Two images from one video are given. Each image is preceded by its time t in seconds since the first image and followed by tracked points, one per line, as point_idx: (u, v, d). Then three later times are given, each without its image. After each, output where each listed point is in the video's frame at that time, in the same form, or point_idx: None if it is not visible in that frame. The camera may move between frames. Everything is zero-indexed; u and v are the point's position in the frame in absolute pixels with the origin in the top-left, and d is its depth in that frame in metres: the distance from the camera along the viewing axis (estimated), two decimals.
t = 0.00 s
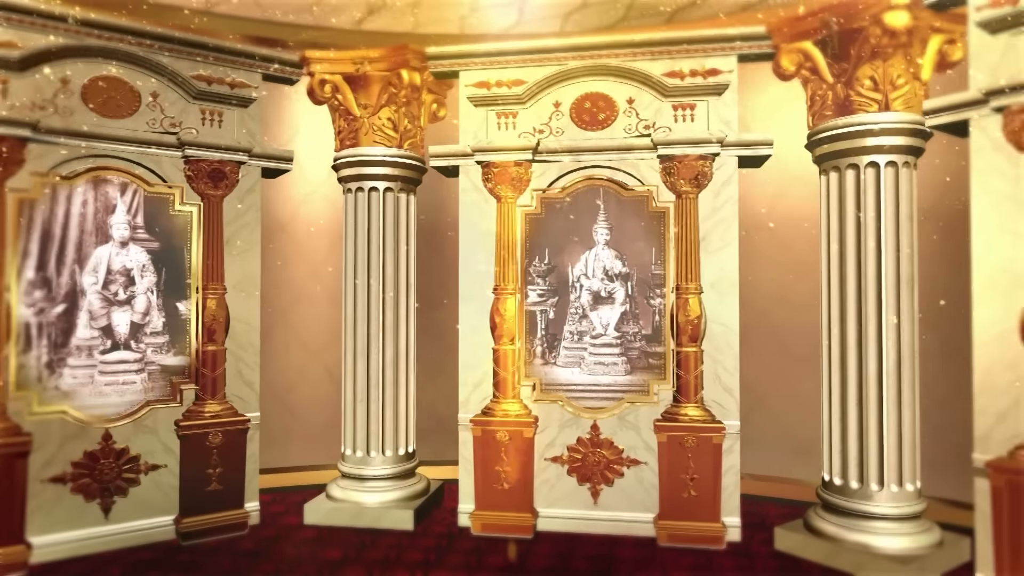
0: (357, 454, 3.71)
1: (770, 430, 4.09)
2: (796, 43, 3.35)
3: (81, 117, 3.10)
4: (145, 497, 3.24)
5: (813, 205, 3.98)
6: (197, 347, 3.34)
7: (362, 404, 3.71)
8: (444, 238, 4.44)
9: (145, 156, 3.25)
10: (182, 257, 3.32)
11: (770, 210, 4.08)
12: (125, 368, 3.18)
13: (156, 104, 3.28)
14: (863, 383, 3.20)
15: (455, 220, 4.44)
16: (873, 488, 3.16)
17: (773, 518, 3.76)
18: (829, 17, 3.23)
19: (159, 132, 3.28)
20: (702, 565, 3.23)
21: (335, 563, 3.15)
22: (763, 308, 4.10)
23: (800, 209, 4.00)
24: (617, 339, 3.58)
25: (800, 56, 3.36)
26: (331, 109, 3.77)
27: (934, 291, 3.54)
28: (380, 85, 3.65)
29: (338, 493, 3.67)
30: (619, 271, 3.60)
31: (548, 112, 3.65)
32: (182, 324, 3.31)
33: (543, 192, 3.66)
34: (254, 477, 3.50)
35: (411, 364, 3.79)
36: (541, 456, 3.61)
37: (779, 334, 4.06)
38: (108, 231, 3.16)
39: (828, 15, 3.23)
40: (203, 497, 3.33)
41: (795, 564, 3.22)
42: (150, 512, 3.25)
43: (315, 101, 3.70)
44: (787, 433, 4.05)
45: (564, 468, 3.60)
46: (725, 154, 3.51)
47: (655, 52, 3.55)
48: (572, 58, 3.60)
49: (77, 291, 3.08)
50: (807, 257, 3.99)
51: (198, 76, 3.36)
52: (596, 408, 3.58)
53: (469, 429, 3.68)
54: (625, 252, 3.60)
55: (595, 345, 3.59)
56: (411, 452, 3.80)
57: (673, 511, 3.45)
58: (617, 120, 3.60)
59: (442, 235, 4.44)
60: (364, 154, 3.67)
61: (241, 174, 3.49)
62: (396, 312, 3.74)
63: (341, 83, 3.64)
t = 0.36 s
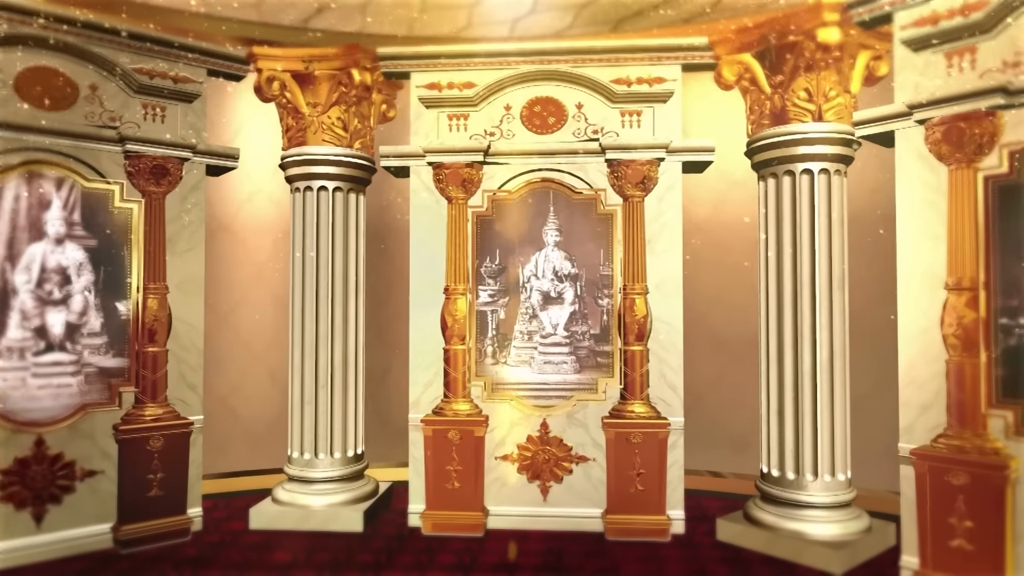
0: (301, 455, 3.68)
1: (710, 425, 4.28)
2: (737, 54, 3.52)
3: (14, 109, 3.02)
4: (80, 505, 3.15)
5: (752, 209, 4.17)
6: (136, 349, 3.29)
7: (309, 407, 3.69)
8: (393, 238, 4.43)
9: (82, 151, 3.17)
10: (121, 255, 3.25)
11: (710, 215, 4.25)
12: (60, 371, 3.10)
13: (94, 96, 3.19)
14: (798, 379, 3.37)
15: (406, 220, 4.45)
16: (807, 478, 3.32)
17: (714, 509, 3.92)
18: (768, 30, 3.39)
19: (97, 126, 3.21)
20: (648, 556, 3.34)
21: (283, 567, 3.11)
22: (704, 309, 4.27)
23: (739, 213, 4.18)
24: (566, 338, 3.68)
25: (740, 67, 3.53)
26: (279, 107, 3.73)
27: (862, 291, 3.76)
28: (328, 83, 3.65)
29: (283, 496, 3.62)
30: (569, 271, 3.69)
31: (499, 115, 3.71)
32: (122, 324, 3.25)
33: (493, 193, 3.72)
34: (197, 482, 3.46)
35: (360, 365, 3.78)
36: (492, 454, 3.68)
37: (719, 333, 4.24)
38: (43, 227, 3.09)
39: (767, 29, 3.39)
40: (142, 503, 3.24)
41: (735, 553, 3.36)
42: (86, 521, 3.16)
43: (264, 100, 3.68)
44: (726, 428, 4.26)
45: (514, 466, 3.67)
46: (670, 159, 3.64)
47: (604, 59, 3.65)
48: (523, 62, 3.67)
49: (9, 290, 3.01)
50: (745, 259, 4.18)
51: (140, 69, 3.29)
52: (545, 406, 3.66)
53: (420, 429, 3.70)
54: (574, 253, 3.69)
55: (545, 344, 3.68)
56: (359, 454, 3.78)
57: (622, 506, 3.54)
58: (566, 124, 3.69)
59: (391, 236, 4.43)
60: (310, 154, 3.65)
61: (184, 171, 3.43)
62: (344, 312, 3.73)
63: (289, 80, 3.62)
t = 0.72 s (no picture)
0: (244, 459, 3.63)
1: (655, 423, 4.42)
2: (683, 64, 3.67)
3: None
4: (10, 514, 3.04)
5: (693, 215, 4.34)
6: (73, 350, 3.21)
7: (256, 409, 3.64)
8: (343, 240, 4.40)
9: (15, 143, 3.06)
10: (58, 251, 3.17)
11: (652, 220, 4.41)
12: None
13: (29, 87, 3.09)
14: (739, 375, 3.52)
15: (356, 222, 4.43)
16: (747, 471, 3.47)
17: (659, 504, 4.04)
18: (711, 42, 3.55)
19: (32, 118, 3.10)
20: (597, 551, 3.41)
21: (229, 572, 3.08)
22: (647, 311, 4.41)
23: (681, 219, 4.35)
24: (517, 338, 3.73)
25: (685, 77, 3.68)
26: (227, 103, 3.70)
27: (798, 293, 3.96)
28: (278, 81, 3.65)
29: (227, 500, 3.58)
30: (520, 273, 3.75)
31: (452, 117, 3.75)
32: (58, 325, 3.17)
33: (445, 194, 3.75)
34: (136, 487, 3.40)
35: (308, 365, 3.76)
36: (442, 454, 3.70)
37: (664, 334, 4.39)
38: None
39: (709, 41, 3.55)
40: (80, 510, 3.17)
41: (679, 545, 3.48)
42: (17, 530, 3.05)
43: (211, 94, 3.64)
44: (671, 425, 4.40)
45: (465, 465, 3.71)
46: (618, 164, 3.75)
47: (555, 64, 3.74)
48: (476, 66, 3.73)
49: None
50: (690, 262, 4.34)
51: (80, 61, 3.21)
52: (496, 405, 3.72)
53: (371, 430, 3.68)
54: (526, 255, 3.76)
55: (495, 344, 3.73)
56: (307, 457, 3.76)
57: (572, 502, 3.61)
58: (518, 128, 3.75)
59: (340, 237, 4.40)
60: (254, 152, 3.62)
61: (126, 167, 3.38)
62: (293, 312, 3.71)
63: (236, 76, 3.61)
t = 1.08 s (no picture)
0: (188, 464, 3.58)
1: (605, 422, 4.52)
2: (632, 72, 3.76)
3: None
4: None
5: (640, 219, 4.47)
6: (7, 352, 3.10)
7: (202, 412, 3.60)
8: (293, 241, 4.35)
9: None
10: None
11: (601, 224, 4.52)
12: None
13: None
14: (685, 373, 3.64)
15: (309, 222, 4.38)
16: (691, 466, 3.59)
17: (608, 501, 4.14)
18: (659, 52, 3.68)
19: None
20: (549, 547, 3.47)
21: None
22: (596, 312, 4.52)
23: (629, 223, 4.47)
24: (470, 339, 3.77)
25: (633, 85, 3.78)
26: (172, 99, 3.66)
27: (740, 295, 4.12)
28: (226, 77, 3.63)
29: (170, 506, 3.52)
30: (473, 274, 3.78)
31: (405, 118, 3.76)
32: None
33: (398, 196, 3.76)
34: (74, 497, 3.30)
35: (257, 367, 3.74)
36: (395, 455, 3.70)
37: (613, 334, 4.50)
38: None
39: (657, 50, 3.69)
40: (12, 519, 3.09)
41: (628, 539, 3.58)
42: None
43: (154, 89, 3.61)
44: (619, 424, 4.50)
45: (417, 465, 3.71)
46: (570, 168, 3.83)
47: (508, 69, 3.79)
48: (430, 68, 3.76)
49: None
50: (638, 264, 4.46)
51: (15, 52, 3.17)
52: (449, 405, 3.75)
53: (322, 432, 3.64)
54: (478, 256, 3.79)
55: (449, 344, 3.75)
56: (255, 461, 3.75)
57: (523, 500, 3.67)
58: (471, 130, 3.79)
59: (290, 238, 4.35)
60: (202, 149, 3.60)
61: (65, 162, 3.31)
62: (241, 313, 3.69)
63: (182, 71, 3.58)
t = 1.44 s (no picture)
0: (133, 469, 3.52)
1: (558, 421, 4.59)
2: (585, 79, 3.86)
3: None
4: None
5: (591, 222, 4.58)
6: None
7: (147, 415, 3.54)
8: (244, 241, 4.28)
9: None
10: None
11: (554, 227, 4.60)
12: None
13: None
14: (636, 372, 3.74)
15: (262, 222, 4.33)
16: (641, 462, 3.68)
17: (560, 500, 4.22)
18: (610, 59, 3.78)
19: None
20: (504, 544, 3.52)
21: None
22: (549, 314, 4.60)
23: (581, 226, 4.57)
24: (425, 339, 3.78)
25: (586, 91, 3.88)
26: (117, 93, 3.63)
27: (688, 297, 4.26)
28: (175, 73, 3.60)
29: (113, 512, 3.45)
30: (428, 275, 3.80)
31: (361, 119, 3.77)
32: None
33: (354, 196, 3.75)
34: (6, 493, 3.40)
35: (206, 369, 3.71)
36: (349, 456, 3.68)
37: (566, 335, 4.58)
38: None
39: (609, 58, 3.79)
40: None
41: (580, 535, 3.65)
42: None
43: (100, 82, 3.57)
44: (572, 423, 4.58)
45: (372, 467, 3.71)
46: (524, 171, 3.90)
47: (464, 72, 3.84)
48: (385, 70, 3.76)
49: None
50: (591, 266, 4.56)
51: None
52: (404, 407, 3.75)
53: (275, 435, 3.59)
54: (434, 257, 3.81)
55: (404, 345, 3.76)
56: (203, 465, 3.71)
57: (477, 499, 3.71)
58: (427, 132, 3.82)
59: (241, 238, 4.28)
60: (147, 145, 3.58)
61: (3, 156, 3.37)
62: (190, 314, 3.65)
63: (128, 65, 3.55)
